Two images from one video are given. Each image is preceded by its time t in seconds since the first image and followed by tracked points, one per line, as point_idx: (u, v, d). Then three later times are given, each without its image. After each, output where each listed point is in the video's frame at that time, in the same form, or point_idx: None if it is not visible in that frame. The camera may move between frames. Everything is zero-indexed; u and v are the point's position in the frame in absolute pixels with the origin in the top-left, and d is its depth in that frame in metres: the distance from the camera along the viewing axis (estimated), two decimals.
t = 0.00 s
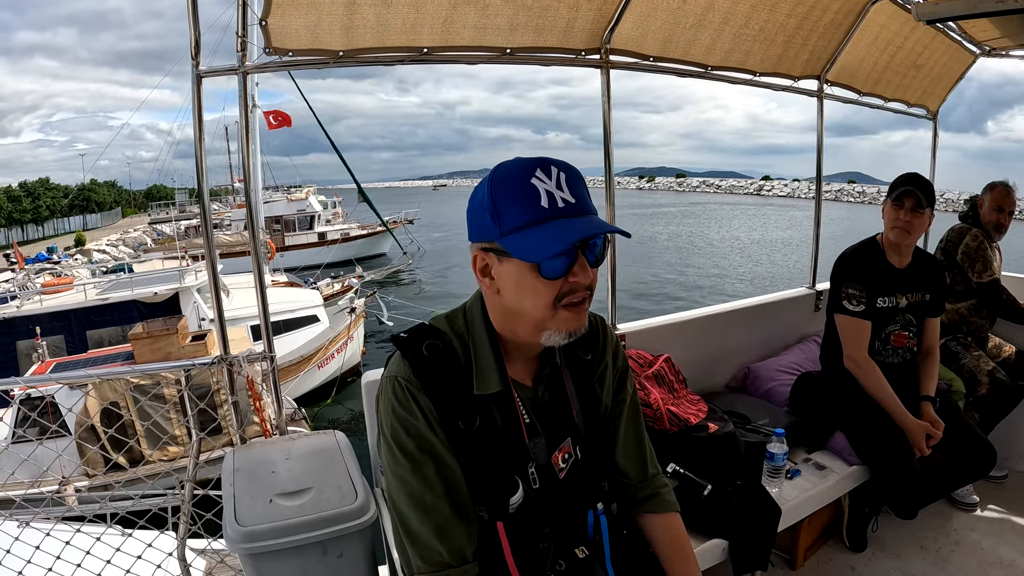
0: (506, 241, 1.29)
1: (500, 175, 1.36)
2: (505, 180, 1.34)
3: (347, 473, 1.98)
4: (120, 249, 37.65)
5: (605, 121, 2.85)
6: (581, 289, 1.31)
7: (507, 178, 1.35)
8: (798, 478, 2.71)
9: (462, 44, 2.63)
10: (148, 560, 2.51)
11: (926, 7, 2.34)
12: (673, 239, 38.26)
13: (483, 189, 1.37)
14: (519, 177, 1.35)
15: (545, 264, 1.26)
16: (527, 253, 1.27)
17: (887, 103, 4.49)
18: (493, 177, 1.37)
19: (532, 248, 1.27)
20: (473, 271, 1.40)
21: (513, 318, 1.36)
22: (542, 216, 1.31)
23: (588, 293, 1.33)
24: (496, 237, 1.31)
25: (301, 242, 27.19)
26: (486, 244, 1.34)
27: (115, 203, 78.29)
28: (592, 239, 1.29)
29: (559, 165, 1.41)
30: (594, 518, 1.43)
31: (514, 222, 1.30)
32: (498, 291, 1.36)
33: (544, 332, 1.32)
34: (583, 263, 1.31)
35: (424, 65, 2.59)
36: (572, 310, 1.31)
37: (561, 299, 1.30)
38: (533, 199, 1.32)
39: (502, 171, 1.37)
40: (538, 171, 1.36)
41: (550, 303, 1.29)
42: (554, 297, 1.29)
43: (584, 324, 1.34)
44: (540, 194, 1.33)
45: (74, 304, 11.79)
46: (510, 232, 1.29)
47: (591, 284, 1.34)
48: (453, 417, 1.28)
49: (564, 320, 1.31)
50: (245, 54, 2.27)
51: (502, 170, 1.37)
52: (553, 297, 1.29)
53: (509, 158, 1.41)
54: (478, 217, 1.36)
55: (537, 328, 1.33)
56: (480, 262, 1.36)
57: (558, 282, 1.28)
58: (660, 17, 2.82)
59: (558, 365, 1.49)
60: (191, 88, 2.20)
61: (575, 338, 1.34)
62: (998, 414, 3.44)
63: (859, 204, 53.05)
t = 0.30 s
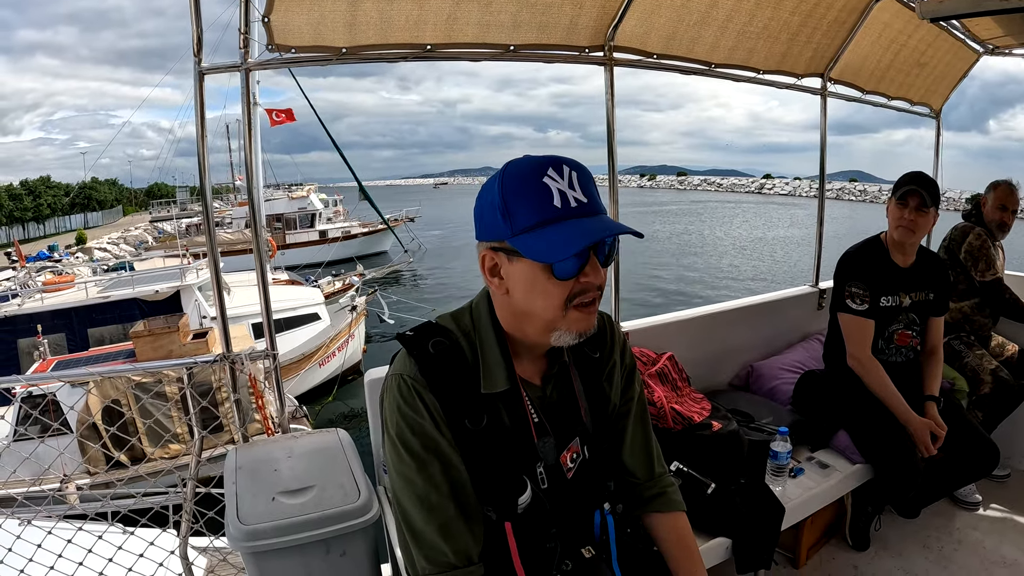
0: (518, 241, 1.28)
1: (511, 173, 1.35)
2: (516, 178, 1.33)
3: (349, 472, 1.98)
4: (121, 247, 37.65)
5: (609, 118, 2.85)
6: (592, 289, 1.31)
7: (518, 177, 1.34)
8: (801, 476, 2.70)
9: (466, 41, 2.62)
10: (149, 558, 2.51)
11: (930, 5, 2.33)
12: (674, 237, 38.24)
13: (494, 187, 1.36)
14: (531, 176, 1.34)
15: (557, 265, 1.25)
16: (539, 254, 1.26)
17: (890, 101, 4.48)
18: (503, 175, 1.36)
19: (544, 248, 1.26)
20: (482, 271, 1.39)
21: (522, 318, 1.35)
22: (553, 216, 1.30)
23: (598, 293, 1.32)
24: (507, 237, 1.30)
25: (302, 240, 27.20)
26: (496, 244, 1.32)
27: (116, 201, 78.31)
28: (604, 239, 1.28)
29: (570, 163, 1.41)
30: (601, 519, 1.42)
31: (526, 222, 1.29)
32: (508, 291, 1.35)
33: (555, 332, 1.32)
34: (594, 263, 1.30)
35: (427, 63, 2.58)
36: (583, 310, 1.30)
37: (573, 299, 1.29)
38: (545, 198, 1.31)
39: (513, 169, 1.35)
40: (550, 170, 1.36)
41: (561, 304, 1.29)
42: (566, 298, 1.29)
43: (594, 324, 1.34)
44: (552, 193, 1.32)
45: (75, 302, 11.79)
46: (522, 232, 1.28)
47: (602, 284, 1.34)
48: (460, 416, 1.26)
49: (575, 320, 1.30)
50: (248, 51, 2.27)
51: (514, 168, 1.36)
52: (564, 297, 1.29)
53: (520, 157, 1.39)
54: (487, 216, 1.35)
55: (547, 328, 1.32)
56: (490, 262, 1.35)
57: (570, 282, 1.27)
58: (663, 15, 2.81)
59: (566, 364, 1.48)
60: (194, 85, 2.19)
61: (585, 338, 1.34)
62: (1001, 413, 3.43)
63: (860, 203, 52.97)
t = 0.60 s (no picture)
0: (518, 239, 1.28)
1: (516, 171, 1.34)
2: (520, 177, 1.33)
3: (350, 470, 1.98)
4: (122, 245, 37.66)
5: (609, 116, 2.84)
6: (591, 291, 1.31)
7: (522, 175, 1.33)
8: (802, 475, 2.70)
9: (466, 39, 2.62)
10: (150, 556, 2.51)
11: (931, 3, 2.33)
12: (675, 236, 38.23)
13: (497, 185, 1.35)
14: (535, 175, 1.33)
15: (557, 266, 1.25)
16: (539, 254, 1.26)
17: (891, 99, 4.47)
18: (508, 172, 1.35)
19: (544, 248, 1.25)
20: (482, 266, 1.39)
21: (520, 317, 1.35)
22: (555, 217, 1.29)
23: (597, 295, 1.32)
24: (508, 235, 1.29)
25: (303, 239, 27.21)
26: (497, 241, 1.32)
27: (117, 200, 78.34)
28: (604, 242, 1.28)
29: (575, 164, 1.40)
30: (601, 517, 1.42)
31: (527, 221, 1.28)
32: (507, 288, 1.35)
33: (551, 332, 1.32)
34: (594, 265, 1.30)
35: (428, 60, 2.58)
36: (581, 311, 1.30)
37: (571, 300, 1.29)
38: (548, 199, 1.31)
39: (518, 168, 1.35)
40: (555, 170, 1.35)
41: (559, 304, 1.29)
42: (563, 298, 1.29)
43: (592, 325, 1.34)
44: (554, 193, 1.31)
45: (76, 300, 11.79)
46: (523, 231, 1.28)
47: (601, 286, 1.33)
48: (459, 414, 1.26)
49: (572, 321, 1.30)
50: (249, 50, 2.27)
51: (518, 166, 1.35)
52: (562, 298, 1.29)
53: (524, 155, 1.39)
54: (490, 213, 1.34)
55: (545, 327, 1.33)
56: (491, 258, 1.35)
57: (568, 283, 1.27)
58: (665, 12, 2.81)
59: (567, 362, 1.48)
60: (194, 84, 2.19)
61: (582, 338, 1.34)
62: (1002, 412, 3.43)
63: (861, 202, 52.91)
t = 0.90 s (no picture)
0: (508, 229, 1.29)
1: (505, 165, 1.36)
2: (509, 170, 1.34)
3: (350, 467, 1.99)
4: (121, 243, 37.60)
5: (609, 114, 2.84)
6: (583, 280, 1.31)
7: (511, 168, 1.35)
8: (801, 473, 2.70)
9: (466, 37, 2.62)
10: (151, 553, 2.52)
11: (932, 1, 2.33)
12: (675, 234, 38.20)
13: (487, 180, 1.37)
14: (522, 167, 1.34)
15: (545, 253, 1.26)
16: (528, 242, 1.26)
17: (891, 98, 4.47)
18: (498, 167, 1.37)
19: (532, 235, 1.26)
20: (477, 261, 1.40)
21: (515, 309, 1.35)
22: (543, 205, 1.30)
23: (590, 284, 1.32)
24: (498, 226, 1.30)
25: (303, 236, 27.21)
26: (488, 233, 1.33)
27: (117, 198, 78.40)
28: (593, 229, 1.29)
29: (563, 156, 1.41)
30: (598, 513, 1.42)
31: (515, 211, 1.29)
32: (502, 281, 1.35)
33: (546, 323, 1.32)
34: (583, 254, 1.31)
35: (428, 59, 2.58)
36: (574, 300, 1.30)
37: (563, 289, 1.29)
38: (535, 188, 1.31)
39: (507, 162, 1.36)
40: (541, 161, 1.36)
41: (551, 293, 1.29)
42: (556, 287, 1.29)
43: (586, 314, 1.34)
44: (541, 182, 1.32)
45: (77, 298, 11.81)
46: (512, 221, 1.29)
47: (593, 276, 1.33)
48: (457, 409, 1.27)
49: (565, 310, 1.30)
50: (249, 48, 2.27)
51: (507, 160, 1.36)
52: (554, 287, 1.29)
53: (513, 150, 1.40)
54: (481, 206, 1.35)
55: (539, 319, 1.33)
56: (484, 251, 1.35)
57: (559, 271, 1.28)
58: (665, 10, 2.80)
59: (564, 358, 1.49)
60: (194, 82, 2.19)
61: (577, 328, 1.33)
62: (1002, 410, 3.43)
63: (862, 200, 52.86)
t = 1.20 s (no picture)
0: (488, 216, 1.36)
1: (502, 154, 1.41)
2: (503, 159, 1.40)
3: (350, 466, 1.99)
4: (122, 242, 37.60)
5: (610, 113, 2.84)
6: (550, 272, 1.31)
7: (506, 158, 1.40)
8: (801, 472, 2.70)
9: (467, 35, 2.61)
10: (150, 552, 2.52)
11: None
12: (676, 233, 38.16)
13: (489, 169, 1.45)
14: (513, 156, 1.37)
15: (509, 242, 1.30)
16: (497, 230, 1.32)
17: (892, 96, 4.46)
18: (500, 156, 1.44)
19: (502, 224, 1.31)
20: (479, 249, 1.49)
21: (495, 297, 1.41)
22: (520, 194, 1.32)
23: (557, 278, 1.32)
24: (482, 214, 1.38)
25: (304, 235, 27.20)
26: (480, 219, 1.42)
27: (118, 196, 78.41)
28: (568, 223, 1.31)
29: (559, 151, 1.37)
30: (598, 513, 1.42)
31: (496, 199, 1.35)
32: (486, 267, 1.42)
33: (515, 312, 1.35)
34: (552, 247, 1.32)
35: (428, 57, 2.57)
36: (538, 293, 1.31)
37: (529, 279, 1.32)
38: (518, 178, 1.33)
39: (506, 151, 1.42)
40: (532, 153, 1.35)
41: (517, 281, 1.32)
42: (522, 277, 1.32)
43: (556, 309, 1.33)
44: (523, 172, 1.33)
45: (78, 297, 11.82)
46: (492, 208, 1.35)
47: (564, 270, 1.33)
48: (455, 408, 1.27)
49: (528, 302, 1.32)
50: (249, 47, 2.27)
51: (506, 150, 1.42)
52: (520, 276, 1.32)
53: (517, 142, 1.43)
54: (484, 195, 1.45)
55: (510, 307, 1.36)
56: (478, 238, 1.45)
57: (525, 260, 1.31)
58: (666, 9, 2.80)
59: (562, 356, 1.49)
60: (194, 81, 2.19)
61: (544, 324, 1.33)
62: (1003, 410, 3.43)
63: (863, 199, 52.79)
